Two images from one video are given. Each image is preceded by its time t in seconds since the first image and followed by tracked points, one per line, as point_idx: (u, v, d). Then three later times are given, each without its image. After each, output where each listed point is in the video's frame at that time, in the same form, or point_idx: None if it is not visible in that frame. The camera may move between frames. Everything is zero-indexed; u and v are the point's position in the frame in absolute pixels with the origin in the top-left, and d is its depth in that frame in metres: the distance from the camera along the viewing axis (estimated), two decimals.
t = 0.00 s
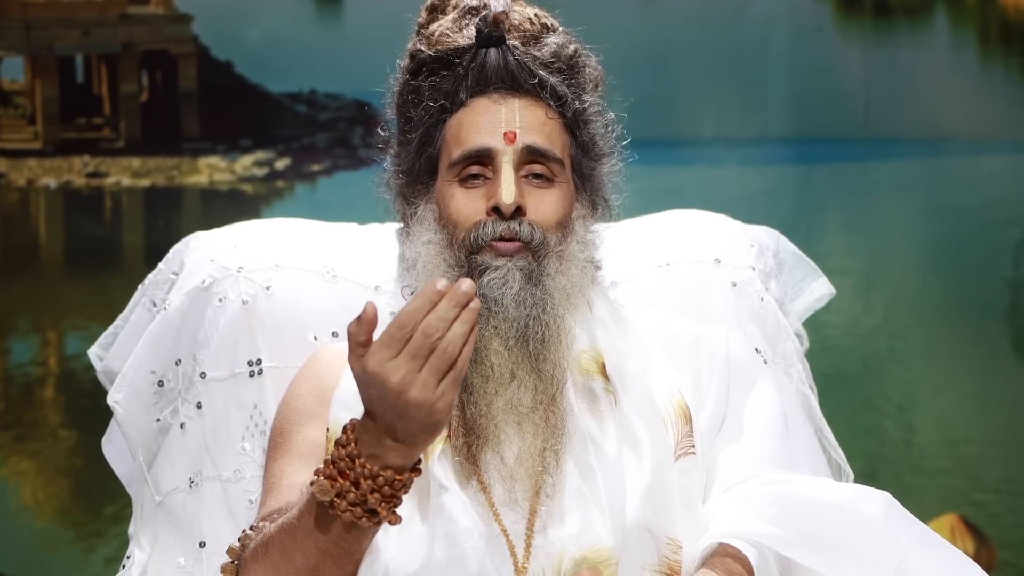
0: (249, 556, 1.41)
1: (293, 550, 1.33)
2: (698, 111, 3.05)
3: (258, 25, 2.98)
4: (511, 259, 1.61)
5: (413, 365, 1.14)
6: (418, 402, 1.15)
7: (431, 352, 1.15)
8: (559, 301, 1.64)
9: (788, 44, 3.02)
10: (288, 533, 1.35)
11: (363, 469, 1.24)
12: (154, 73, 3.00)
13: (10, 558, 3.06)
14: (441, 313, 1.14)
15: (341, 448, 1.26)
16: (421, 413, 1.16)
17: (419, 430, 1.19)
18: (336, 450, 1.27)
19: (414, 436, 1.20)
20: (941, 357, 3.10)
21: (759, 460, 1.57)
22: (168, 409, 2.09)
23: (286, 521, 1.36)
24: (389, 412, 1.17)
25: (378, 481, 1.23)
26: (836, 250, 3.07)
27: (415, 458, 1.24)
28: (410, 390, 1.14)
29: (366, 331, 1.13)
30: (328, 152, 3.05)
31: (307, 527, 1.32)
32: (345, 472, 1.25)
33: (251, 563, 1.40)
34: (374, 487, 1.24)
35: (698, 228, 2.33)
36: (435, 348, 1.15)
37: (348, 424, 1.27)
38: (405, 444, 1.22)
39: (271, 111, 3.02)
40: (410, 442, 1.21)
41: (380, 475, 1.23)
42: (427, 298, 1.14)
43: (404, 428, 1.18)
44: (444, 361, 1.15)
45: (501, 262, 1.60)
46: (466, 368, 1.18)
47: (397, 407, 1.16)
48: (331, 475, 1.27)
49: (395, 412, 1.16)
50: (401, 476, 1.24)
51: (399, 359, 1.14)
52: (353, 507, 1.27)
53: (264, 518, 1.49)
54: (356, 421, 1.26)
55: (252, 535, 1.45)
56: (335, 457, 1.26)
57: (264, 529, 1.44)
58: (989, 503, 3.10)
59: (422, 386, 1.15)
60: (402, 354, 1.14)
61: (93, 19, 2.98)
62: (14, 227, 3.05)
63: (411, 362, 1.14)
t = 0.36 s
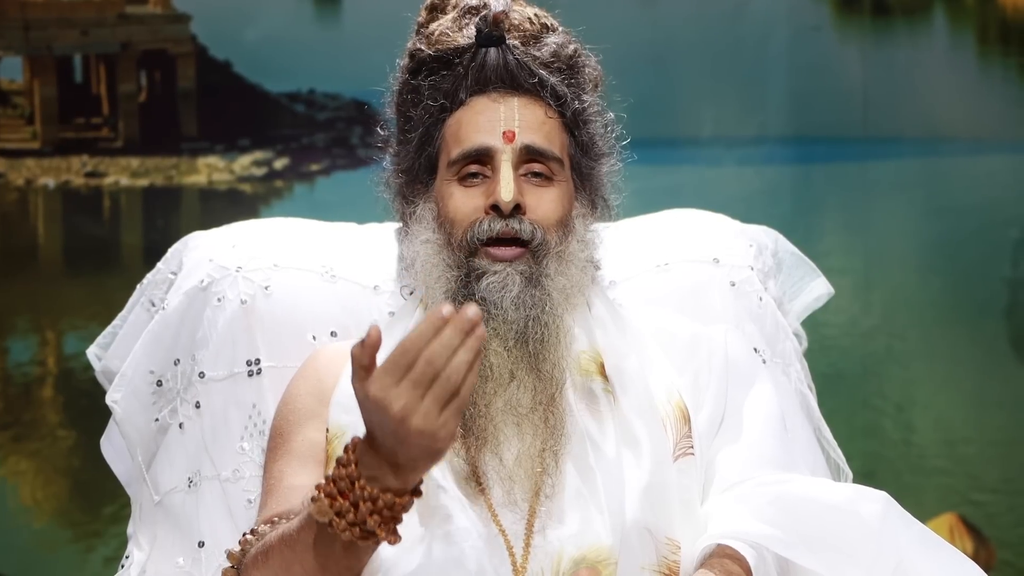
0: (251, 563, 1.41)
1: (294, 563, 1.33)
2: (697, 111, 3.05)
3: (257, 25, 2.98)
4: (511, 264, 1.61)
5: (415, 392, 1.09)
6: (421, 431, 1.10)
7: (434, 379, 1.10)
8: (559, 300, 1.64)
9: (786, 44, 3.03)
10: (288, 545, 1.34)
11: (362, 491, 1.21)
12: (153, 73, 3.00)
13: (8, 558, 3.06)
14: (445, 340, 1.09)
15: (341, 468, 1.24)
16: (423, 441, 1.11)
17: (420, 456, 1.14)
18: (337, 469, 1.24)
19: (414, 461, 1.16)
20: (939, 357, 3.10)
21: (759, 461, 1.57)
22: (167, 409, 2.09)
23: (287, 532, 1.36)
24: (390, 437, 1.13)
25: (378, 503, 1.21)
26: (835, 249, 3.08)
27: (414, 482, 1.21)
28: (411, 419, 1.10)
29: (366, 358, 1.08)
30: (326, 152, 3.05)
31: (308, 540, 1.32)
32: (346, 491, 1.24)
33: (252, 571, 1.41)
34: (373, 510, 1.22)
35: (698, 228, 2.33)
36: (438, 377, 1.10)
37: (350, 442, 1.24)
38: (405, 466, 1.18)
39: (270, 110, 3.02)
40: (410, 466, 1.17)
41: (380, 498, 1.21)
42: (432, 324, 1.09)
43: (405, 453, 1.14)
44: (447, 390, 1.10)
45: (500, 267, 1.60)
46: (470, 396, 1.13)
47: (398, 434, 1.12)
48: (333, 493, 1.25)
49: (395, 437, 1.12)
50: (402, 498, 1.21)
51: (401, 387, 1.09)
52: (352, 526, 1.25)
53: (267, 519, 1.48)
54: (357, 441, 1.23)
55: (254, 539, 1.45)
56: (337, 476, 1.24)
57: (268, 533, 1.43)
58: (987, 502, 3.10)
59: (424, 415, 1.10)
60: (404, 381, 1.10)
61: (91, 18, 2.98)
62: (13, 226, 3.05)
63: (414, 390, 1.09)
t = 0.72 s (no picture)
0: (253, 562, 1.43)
1: (294, 570, 1.34)
2: (697, 110, 3.05)
3: (256, 24, 2.98)
4: (509, 259, 1.61)
5: (420, 428, 1.10)
6: (424, 467, 1.11)
7: (439, 420, 1.10)
8: (559, 298, 1.64)
9: (786, 43, 3.03)
10: (290, 553, 1.35)
11: (366, 513, 1.22)
12: (152, 73, 3.00)
13: (7, 558, 3.06)
14: (455, 378, 1.09)
15: (346, 486, 1.23)
16: (426, 476, 1.12)
17: (422, 488, 1.14)
18: (342, 486, 1.24)
19: (417, 492, 1.16)
20: (939, 356, 3.10)
21: (759, 461, 1.57)
22: (166, 408, 2.09)
23: (290, 539, 1.37)
24: (392, 467, 1.13)
25: (380, 525, 1.21)
26: (834, 249, 3.08)
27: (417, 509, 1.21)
28: (416, 455, 1.10)
29: (378, 387, 1.09)
30: (326, 151, 3.05)
31: (309, 552, 1.32)
32: (349, 509, 1.24)
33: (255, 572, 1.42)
34: (377, 531, 1.22)
35: (696, 228, 2.33)
36: (445, 416, 1.10)
37: (356, 461, 1.24)
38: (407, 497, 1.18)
39: (269, 110, 3.02)
40: (411, 497, 1.17)
41: (381, 520, 1.21)
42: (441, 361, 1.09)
43: (407, 487, 1.15)
44: (453, 430, 1.10)
45: (497, 262, 1.60)
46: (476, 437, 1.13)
47: (402, 469, 1.12)
48: (336, 509, 1.25)
49: (399, 470, 1.13)
50: (403, 524, 1.22)
51: (407, 423, 1.10)
52: (353, 543, 1.25)
53: (272, 517, 1.49)
54: (363, 463, 1.22)
55: (255, 538, 1.45)
56: (342, 492, 1.24)
57: (271, 534, 1.44)
58: (986, 502, 3.11)
59: (428, 451, 1.10)
60: (411, 417, 1.10)
61: (91, 18, 2.98)
62: (12, 226, 3.04)
63: (418, 427, 1.10)
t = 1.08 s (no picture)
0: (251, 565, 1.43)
1: (292, 572, 1.35)
2: (696, 110, 3.05)
3: (256, 24, 2.98)
4: (509, 259, 1.61)
5: (418, 429, 1.10)
6: (422, 468, 1.11)
7: (438, 421, 1.10)
8: (559, 298, 1.64)
9: (785, 43, 3.03)
10: (289, 555, 1.35)
11: (364, 514, 1.22)
12: (152, 72, 3.00)
13: (7, 558, 3.05)
14: (452, 380, 1.09)
15: (344, 487, 1.24)
16: (425, 477, 1.12)
17: (421, 489, 1.14)
18: (340, 488, 1.24)
19: (416, 493, 1.15)
20: (939, 356, 3.10)
21: (759, 461, 1.57)
22: (166, 408, 2.09)
23: (288, 541, 1.37)
24: (391, 468, 1.14)
25: (378, 526, 1.21)
26: (833, 249, 3.08)
27: (414, 510, 1.21)
28: (414, 457, 1.10)
29: (376, 390, 1.10)
30: (326, 151, 3.05)
31: (308, 553, 1.32)
32: (347, 511, 1.24)
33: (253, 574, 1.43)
34: (374, 533, 1.22)
35: (696, 228, 2.33)
36: (443, 418, 1.10)
37: (353, 463, 1.24)
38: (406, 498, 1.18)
39: (268, 109, 3.02)
40: (410, 498, 1.17)
41: (380, 521, 1.21)
42: (439, 363, 1.10)
43: (407, 488, 1.15)
44: (451, 432, 1.10)
45: (497, 262, 1.60)
46: (474, 438, 1.13)
47: (401, 470, 1.13)
48: (334, 511, 1.25)
49: (398, 471, 1.13)
50: (402, 525, 1.22)
51: (405, 424, 1.10)
52: (352, 545, 1.25)
53: (271, 519, 1.50)
54: (361, 464, 1.22)
55: (253, 541, 1.46)
56: (340, 493, 1.24)
57: (269, 538, 1.44)
58: (986, 502, 3.11)
59: (427, 453, 1.10)
60: (409, 419, 1.10)
61: (90, 18, 2.98)
62: (11, 226, 3.04)
63: (417, 427, 1.10)
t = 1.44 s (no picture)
0: (249, 565, 1.43)
1: (290, 571, 1.35)
2: (696, 109, 3.05)
3: (255, 24, 2.98)
4: (509, 258, 1.61)
5: (415, 428, 1.10)
6: (419, 467, 1.11)
7: (435, 420, 1.10)
8: (559, 296, 1.64)
9: (785, 43, 3.03)
10: (287, 555, 1.35)
11: (361, 513, 1.22)
12: (151, 72, 3.00)
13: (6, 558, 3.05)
14: (450, 379, 1.09)
15: (341, 486, 1.23)
16: (421, 476, 1.12)
17: (417, 487, 1.14)
18: (337, 488, 1.24)
19: (412, 491, 1.16)
20: (938, 356, 3.10)
21: (758, 460, 1.57)
22: (165, 408, 2.08)
23: (287, 540, 1.37)
24: (388, 466, 1.14)
25: (375, 526, 1.21)
26: (833, 249, 3.08)
27: (411, 509, 1.21)
28: (410, 456, 1.10)
29: (374, 387, 1.10)
30: (325, 151, 3.05)
31: (306, 553, 1.32)
32: (345, 510, 1.23)
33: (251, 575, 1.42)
34: (371, 532, 1.22)
35: (695, 228, 2.33)
36: (440, 417, 1.10)
37: (351, 461, 1.23)
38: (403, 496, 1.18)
39: (268, 109, 3.02)
40: (408, 496, 1.17)
41: (377, 521, 1.21)
42: (437, 362, 1.09)
43: (404, 486, 1.15)
44: (447, 431, 1.10)
45: (497, 261, 1.61)
46: (471, 438, 1.13)
47: (398, 468, 1.13)
48: (331, 511, 1.25)
49: (394, 469, 1.13)
50: (398, 524, 1.22)
51: (402, 423, 1.10)
52: (349, 544, 1.25)
53: (269, 520, 1.50)
54: (359, 464, 1.22)
55: (252, 541, 1.46)
56: (337, 493, 1.23)
57: (268, 538, 1.44)
58: (986, 502, 3.11)
59: (423, 452, 1.10)
60: (407, 417, 1.10)
61: (90, 17, 2.98)
62: (11, 225, 3.04)
63: (414, 425, 1.10)
